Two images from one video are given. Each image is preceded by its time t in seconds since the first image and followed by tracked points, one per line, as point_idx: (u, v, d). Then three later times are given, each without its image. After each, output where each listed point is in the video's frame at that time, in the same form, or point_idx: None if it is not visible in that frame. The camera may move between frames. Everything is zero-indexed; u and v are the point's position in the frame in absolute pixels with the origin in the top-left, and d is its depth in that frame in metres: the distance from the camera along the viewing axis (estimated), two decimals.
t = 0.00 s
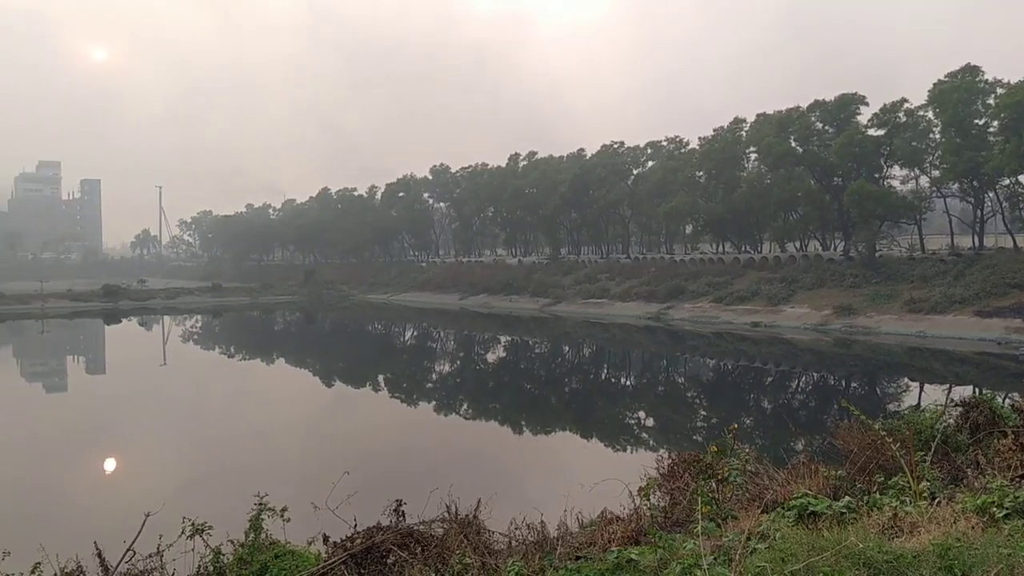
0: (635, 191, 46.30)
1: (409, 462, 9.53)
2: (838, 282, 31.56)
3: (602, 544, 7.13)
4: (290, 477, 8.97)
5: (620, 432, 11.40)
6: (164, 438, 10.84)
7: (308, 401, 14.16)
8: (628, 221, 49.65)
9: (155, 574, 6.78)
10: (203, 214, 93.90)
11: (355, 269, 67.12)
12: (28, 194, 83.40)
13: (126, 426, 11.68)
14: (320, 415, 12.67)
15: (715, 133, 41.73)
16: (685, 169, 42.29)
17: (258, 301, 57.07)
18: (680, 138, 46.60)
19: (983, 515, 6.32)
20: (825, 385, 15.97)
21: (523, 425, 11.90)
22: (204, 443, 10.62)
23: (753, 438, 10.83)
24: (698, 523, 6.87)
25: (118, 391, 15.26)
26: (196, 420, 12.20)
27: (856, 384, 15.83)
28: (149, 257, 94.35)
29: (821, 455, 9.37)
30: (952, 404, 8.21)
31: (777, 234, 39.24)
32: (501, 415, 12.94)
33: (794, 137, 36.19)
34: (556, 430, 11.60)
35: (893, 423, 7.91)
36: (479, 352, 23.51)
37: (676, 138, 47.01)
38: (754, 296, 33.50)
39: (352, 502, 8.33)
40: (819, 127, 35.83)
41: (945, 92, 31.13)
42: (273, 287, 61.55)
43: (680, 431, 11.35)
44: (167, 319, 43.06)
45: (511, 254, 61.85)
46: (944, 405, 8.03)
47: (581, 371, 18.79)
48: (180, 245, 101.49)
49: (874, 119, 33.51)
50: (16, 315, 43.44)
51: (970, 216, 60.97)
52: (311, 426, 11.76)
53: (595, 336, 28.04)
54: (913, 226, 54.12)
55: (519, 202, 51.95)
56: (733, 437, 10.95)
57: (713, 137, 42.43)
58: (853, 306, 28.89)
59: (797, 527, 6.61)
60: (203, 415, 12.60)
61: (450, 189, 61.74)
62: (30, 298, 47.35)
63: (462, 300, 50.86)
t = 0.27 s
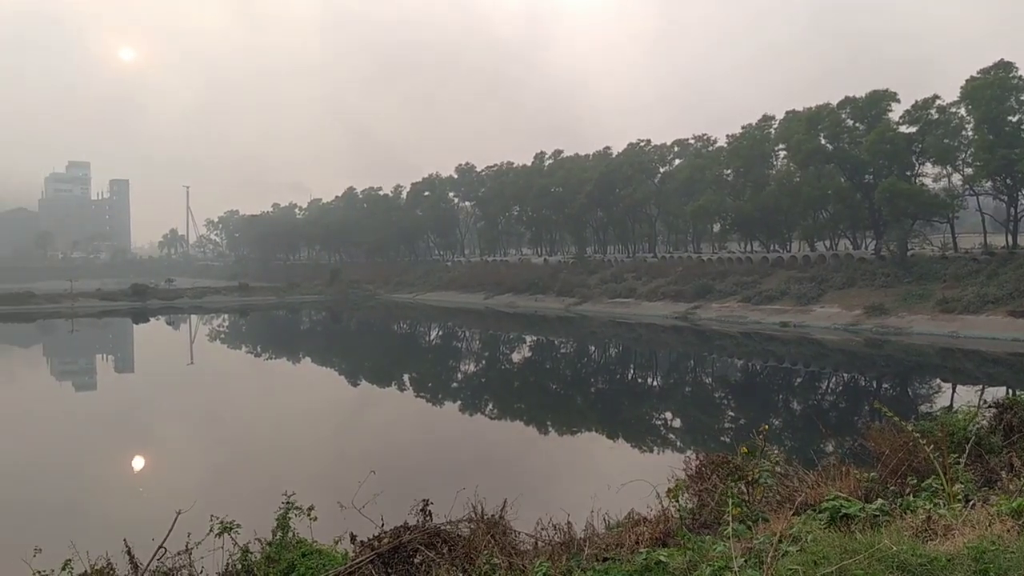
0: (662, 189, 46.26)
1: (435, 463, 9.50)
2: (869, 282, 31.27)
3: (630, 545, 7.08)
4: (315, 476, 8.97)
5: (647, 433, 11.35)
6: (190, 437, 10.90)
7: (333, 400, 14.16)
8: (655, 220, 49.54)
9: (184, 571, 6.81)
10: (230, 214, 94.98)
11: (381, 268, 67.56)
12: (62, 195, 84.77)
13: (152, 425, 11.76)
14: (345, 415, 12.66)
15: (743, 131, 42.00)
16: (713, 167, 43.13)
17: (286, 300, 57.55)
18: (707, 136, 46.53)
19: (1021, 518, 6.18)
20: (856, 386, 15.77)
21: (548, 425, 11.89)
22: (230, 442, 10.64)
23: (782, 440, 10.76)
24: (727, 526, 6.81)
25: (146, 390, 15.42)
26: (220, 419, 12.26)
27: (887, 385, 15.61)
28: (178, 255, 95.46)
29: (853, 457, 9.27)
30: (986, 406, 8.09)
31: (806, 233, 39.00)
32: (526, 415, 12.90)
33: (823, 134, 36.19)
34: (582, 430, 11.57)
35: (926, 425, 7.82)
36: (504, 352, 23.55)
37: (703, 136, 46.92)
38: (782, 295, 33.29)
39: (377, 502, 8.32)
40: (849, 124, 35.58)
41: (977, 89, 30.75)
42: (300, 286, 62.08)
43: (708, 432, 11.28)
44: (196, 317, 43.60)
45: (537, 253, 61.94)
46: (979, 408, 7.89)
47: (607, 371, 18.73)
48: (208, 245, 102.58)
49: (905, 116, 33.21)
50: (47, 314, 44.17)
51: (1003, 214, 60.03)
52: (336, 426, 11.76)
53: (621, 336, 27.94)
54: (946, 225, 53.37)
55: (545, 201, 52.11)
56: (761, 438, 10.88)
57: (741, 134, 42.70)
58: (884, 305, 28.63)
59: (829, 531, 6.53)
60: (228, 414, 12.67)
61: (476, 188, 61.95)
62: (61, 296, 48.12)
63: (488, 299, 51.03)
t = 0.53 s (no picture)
0: (687, 188, 46.25)
1: (460, 463, 9.51)
2: (897, 281, 30.98)
3: (656, 545, 7.05)
4: (340, 474, 9.03)
5: (672, 433, 11.33)
6: (217, 435, 11.02)
7: (356, 399, 14.21)
8: (680, 219, 49.44)
9: (211, 568, 6.86)
10: (256, 214, 96.11)
11: (405, 268, 67.98)
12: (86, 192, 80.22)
13: (179, 423, 11.89)
14: (369, 414, 12.71)
15: (769, 129, 41.73)
16: (738, 166, 43.12)
17: (312, 300, 57.96)
18: (732, 134, 46.41)
19: None
20: (883, 387, 15.60)
21: (572, 426, 11.86)
22: (256, 441, 10.72)
23: (809, 441, 10.72)
24: (754, 526, 6.78)
25: (173, 388, 15.58)
26: (246, 417, 12.35)
27: (915, 386, 15.43)
28: (206, 255, 96.38)
29: (882, 459, 9.20)
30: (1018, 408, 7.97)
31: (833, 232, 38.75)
32: (550, 415, 12.89)
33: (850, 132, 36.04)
34: (607, 430, 11.56)
35: (955, 427, 7.79)
36: (529, 352, 23.60)
37: (728, 135, 46.79)
38: (809, 295, 33.09)
39: (402, 501, 8.35)
40: (876, 122, 35.30)
41: (1005, 86, 30.12)
42: (326, 286, 62.56)
43: (733, 432, 11.25)
44: (223, 317, 44.03)
45: (561, 253, 62.01)
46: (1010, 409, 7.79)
47: (631, 372, 18.67)
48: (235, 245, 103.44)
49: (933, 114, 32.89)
50: (77, 313, 44.78)
51: None
52: (360, 425, 11.80)
53: (645, 336, 27.86)
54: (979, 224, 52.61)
55: (570, 200, 52.34)
56: (787, 439, 10.84)
57: (767, 132, 42.46)
58: (913, 305, 28.37)
59: (858, 532, 6.46)
60: (255, 413, 12.76)
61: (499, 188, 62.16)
62: (91, 296, 48.73)
63: (512, 298, 51.25)
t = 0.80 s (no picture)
0: (712, 186, 46.28)
1: (484, 462, 9.54)
2: (925, 281, 30.67)
3: (682, 546, 7.04)
4: (364, 473, 9.06)
5: (697, 433, 11.30)
6: (242, 433, 11.09)
7: (378, 398, 14.27)
8: (705, 218, 49.31)
9: (240, 565, 6.92)
10: (284, 214, 97.43)
11: (430, 267, 68.35)
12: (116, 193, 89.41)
13: (205, 421, 11.99)
14: (390, 413, 12.76)
15: (796, 127, 41.27)
16: (765, 164, 42.64)
17: (337, 299, 58.23)
18: (758, 133, 46.21)
19: None
20: (911, 388, 15.43)
21: (597, 425, 11.84)
22: (280, 438, 10.81)
23: (837, 442, 10.67)
24: (783, 528, 6.74)
25: (199, 386, 15.73)
26: (271, 415, 12.43)
27: (945, 386, 15.25)
28: (232, 254, 97.47)
29: (911, 460, 9.14)
30: None
31: (861, 231, 38.44)
32: (574, 414, 12.87)
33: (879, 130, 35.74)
34: (632, 430, 11.54)
35: (984, 428, 7.75)
36: (553, 351, 23.58)
37: (754, 133, 46.59)
38: (836, 295, 32.85)
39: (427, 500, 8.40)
40: (905, 120, 35.01)
41: None
42: (351, 286, 63.05)
43: (759, 433, 11.22)
44: (251, 316, 44.56)
45: (586, 253, 62.04)
46: None
47: (656, 371, 18.59)
48: (261, 245, 104.49)
49: (963, 111, 32.55)
50: (107, 312, 45.50)
51: None
52: (383, 424, 11.86)
53: (669, 335, 27.77)
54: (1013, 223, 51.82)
55: (594, 199, 52.51)
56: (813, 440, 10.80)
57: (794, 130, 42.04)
58: (942, 305, 28.08)
59: (889, 534, 6.40)
60: (279, 412, 12.85)
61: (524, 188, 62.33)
62: (121, 296, 49.27)
63: (536, 298, 51.39)
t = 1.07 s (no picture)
0: (737, 185, 46.50)
1: (508, 461, 9.56)
2: (952, 281, 30.39)
3: (706, 546, 7.01)
4: (387, 472, 9.08)
5: (720, 434, 11.28)
6: (266, 432, 11.16)
7: (400, 397, 14.35)
8: (730, 217, 49.14)
9: (265, 562, 6.96)
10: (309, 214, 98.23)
11: (453, 266, 68.64)
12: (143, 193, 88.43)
13: (229, 419, 12.08)
14: (412, 412, 12.83)
15: (822, 126, 41.00)
16: (790, 163, 42.32)
17: (361, 298, 58.79)
18: (783, 131, 45.92)
19: None
20: (938, 389, 15.28)
21: (619, 425, 11.82)
22: (304, 436, 10.91)
23: (863, 443, 10.62)
24: (810, 530, 6.69)
25: (224, 385, 15.85)
26: (294, 414, 12.50)
27: (973, 387, 15.09)
28: (257, 254, 98.19)
29: (939, 463, 9.09)
30: None
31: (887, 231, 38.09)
32: (597, 414, 12.86)
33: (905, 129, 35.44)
34: (655, 430, 11.52)
35: (1012, 430, 7.69)
36: (577, 351, 23.58)
37: (778, 132, 46.34)
38: (862, 295, 32.62)
39: (450, 498, 8.41)
40: (932, 118, 34.78)
41: None
42: (375, 285, 63.61)
43: (784, 434, 11.19)
44: (277, 315, 45.10)
45: (610, 252, 62.00)
46: None
47: (679, 371, 18.53)
48: (285, 245, 105.09)
49: (991, 109, 32.09)
50: (133, 312, 46.11)
51: None
52: (406, 423, 11.91)
53: (693, 335, 27.68)
54: None
55: (617, 198, 52.53)
56: (838, 440, 10.76)
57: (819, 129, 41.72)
58: (970, 305, 27.78)
59: (917, 537, 6.34)
60: (303, 410, 12.91)
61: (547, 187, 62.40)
62: (147, 294, 50.42)
63: (559, 297, 51.55)
